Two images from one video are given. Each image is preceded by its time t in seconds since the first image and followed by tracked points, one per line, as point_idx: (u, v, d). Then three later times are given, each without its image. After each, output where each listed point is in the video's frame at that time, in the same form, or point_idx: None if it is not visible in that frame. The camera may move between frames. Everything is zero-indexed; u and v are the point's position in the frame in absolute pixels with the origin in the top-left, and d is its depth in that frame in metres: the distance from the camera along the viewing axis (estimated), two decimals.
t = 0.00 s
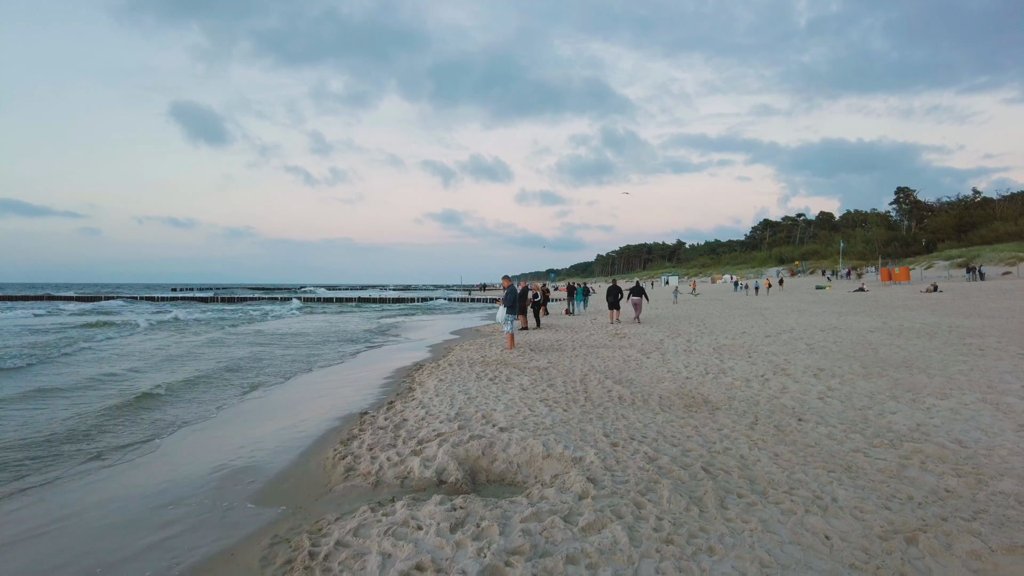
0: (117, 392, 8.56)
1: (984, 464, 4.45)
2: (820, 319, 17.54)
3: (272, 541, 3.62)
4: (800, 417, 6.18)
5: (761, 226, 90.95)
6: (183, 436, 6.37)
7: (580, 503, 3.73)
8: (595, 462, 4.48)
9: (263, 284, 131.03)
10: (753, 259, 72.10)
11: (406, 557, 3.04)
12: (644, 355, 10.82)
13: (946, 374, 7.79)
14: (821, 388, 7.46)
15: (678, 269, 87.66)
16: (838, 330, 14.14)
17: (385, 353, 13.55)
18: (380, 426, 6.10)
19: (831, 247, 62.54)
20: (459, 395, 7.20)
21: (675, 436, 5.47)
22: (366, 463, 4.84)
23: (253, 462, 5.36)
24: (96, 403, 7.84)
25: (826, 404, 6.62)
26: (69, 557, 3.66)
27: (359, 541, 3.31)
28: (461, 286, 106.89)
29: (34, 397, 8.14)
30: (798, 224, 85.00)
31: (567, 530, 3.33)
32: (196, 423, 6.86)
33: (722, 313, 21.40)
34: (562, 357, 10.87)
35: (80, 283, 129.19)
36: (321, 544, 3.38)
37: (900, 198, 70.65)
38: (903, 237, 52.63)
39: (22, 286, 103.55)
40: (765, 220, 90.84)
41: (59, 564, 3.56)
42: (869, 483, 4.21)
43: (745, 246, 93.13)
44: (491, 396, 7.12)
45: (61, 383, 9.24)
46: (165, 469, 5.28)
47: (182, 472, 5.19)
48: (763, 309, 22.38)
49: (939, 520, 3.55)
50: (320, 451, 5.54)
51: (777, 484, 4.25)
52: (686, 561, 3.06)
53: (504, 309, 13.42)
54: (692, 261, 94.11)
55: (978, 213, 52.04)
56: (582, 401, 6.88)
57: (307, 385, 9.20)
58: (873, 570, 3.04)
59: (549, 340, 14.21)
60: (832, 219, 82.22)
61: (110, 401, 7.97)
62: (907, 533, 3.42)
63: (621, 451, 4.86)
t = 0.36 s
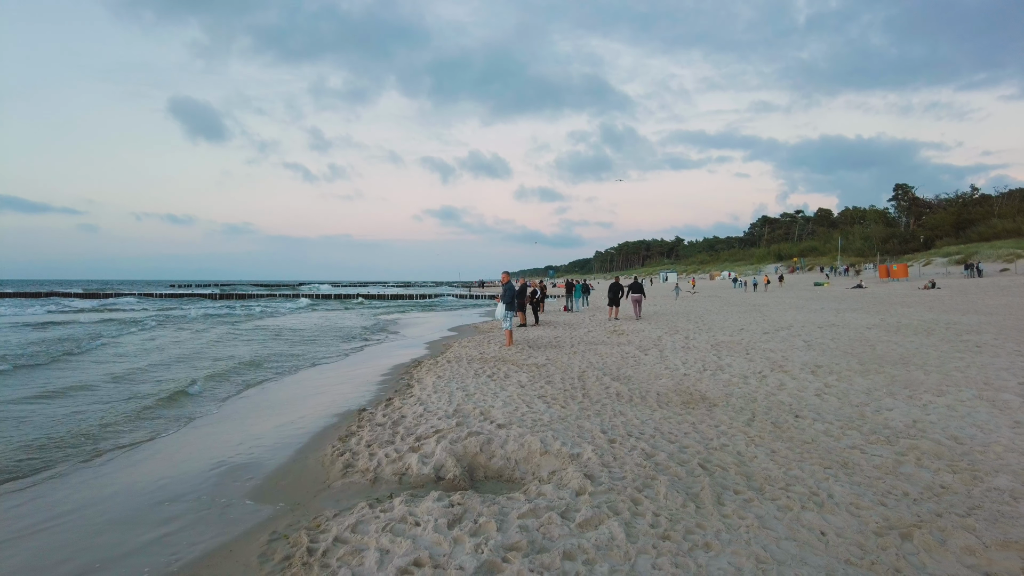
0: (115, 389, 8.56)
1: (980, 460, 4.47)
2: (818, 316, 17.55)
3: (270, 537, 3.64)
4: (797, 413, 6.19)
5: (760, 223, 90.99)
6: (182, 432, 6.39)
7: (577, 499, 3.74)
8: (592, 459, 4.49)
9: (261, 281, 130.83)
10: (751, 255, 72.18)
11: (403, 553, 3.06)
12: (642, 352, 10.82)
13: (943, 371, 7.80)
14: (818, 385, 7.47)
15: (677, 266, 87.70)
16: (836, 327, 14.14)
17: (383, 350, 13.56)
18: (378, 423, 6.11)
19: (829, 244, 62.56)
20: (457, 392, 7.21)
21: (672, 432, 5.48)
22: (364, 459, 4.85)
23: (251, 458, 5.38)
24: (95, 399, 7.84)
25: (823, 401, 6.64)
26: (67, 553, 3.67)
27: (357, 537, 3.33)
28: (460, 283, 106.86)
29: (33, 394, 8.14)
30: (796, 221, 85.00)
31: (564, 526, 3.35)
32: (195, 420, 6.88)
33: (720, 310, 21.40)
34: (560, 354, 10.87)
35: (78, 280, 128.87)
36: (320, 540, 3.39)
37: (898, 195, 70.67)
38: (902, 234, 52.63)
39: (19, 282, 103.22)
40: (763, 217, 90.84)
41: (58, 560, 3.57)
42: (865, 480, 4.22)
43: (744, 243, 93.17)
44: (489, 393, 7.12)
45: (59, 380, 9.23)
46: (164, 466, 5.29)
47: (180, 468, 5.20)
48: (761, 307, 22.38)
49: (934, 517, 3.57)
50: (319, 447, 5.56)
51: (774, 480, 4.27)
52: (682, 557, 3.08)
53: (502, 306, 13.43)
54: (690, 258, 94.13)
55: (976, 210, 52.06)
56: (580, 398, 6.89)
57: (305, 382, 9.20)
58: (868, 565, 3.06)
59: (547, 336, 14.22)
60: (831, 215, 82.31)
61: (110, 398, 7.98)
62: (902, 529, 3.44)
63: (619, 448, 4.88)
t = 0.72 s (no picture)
0: (114, 388, 8.56)
1: (975, 458, 4.49)
2: (816, 314, 17.58)
3: (268, 536, 3.65)
4: (794, 412, 6.21)
5: (758, 221, 91.11)
6: (181, 430, 6.40)
7: (574, 497, 3.77)
8: (589, 457, 4.51)
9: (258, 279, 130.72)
10: (749, 253, 72.16)
11: (401, 551, 3.07)
12: (639, 351, 10.84)
13: (939, 370, 7.82)
14: (815, 383, 7.50)
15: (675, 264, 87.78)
16: (833, 325, 14.16)
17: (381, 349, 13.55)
18: (376, 421, 6.12)
19: (827, 242, 62.63)
20: (455, 391, 7.22)
21: (669, 431, 5.50)
22: (362, 458, 4.87)
23: (249, 457, 5.39)
24: (94, 398, 7.85)
25: (820, 399, 6.67)
26: (66, 552, 3.67)
27: (354, 536, 3.34)
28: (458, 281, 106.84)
29: (31, 393, 8.15)
30: (794, 219, 85.05)
31: (560, 525, 3.36)
32: (193, 419, 6.88)
33: (718, 308, 21.44)
34: (557, 352, 10.87)
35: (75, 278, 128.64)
36: (317, 539, 3.41)
37: (895, 194, 70.77)
38: (899, 232, 52.70)
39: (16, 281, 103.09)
40: (761, 215, 90.83)
41: (56, 560, 3.58)
42: (861, 477, 4.25)
43: (742, 241, 93.26)
44: (486, 392, 7.13)
45: (58, 378, 9.24)
46: (162, 465, 5.30)
47: (178, 468, 5.21)
48: (759, 305, 22.41)
49: (928, 514, 3.59)
50: (317, 446, 5.57)
51: (770, 478, 4.29)
52: (677, 555, 3.09)
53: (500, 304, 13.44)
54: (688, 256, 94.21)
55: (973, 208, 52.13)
56: (578, 397, 6.91)
57: (303, 381, 9.22)
58: (862, 563, 3.08)
59: (546, 335, 14.24)
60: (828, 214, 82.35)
61: (108, 396, 7.99)
62: (897, 526, 3.46)
63: (615, 446, 4.90)
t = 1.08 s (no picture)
0: (112, 387, 8.56)
1: (971, 457, 4.51)
2: (813, 313, 17.60)
3: (266, 535, 3.66)
4: (791, 411, 6.22)
5: (756, 220, 91.18)
6: (180, 429, 6.41)
7: (571, 495, 3.79)
8: (586, 456, 4.52)
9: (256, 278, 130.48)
10: (747, 252, 72.23)
11: (398, 550, 3.08)
12: (637, 350, 10.85)
13: (935, 369, 7.85)
14: (812, 382, 7.51)
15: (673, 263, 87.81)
16: (831, 324, 14.17)
17: (380, 348, 13.57)
18: (374, 420, 6.13)
19: (825, 241, 62.68)
20: (452, 390, 7.22)
21: (666, 430, 5.51)
22: (360, 457, 4.88)
23: (248, 456, 5.40)
24: (92, 397, 7.85)
25: (817, 398, 6.68)
26: (64, 551, 3.68)
27: (352, 535, 3.35)
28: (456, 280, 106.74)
29: (29, 392, 8.14)
30: (792, 218, 85.13)
31: (557, 523, 3.38)
32: (192, 418, 6.89)
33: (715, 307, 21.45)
34: (555, 352, 10.88)
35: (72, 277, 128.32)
36: (315, 538, 3.41)
37: (893, 193, 70.85)
38: (897, 232, 52.75)
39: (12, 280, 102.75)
40: (759, 214, 90.92)
41: (56, 558, 3.59)
42: (857, 476, 4.27)
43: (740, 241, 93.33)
44: (484, 391, 7.13)
45: (56, 377, 9.23)
46: (159, 464, 5.29)
47: (176, 467, 5.20)
48: (757, 304, 22.42)
49: (924, 513, 3.61)
50: (316, 445, 5.57)
51: (766, 477, 4.30)
52: (674, 554, 3.10)
53: (498, 303, 13.44)
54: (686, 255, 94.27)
55: (971, 208, 52.17)
56: (575, 396, 6.92)
57: (302, 380, 9.22)
58: (858, 561, 3.09)
59: (544, 334, 14.26)
60: (826, 213, 82.47)
61: (107, 395, 8.00)
62: (892, 525, 3.48)
63: (612, 445, 4.91)
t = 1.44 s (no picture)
0: (113, 386, 8.56)
1: (971, 456, 4.53)
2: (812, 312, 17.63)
3: (270, 533, 3.67)
4: (791, 410, 6.24)
5: (755, 220, 91.25)
6: (181, 428, 6.41)
7: (573, 494, 3.80)
8: (588, 454, 4.54)
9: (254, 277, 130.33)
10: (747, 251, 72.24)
11: (402, 548, 3.10)
12: (637, 349, 10.87)
13: (934, 368, 7.88)
14: (812, 381, 7.52)
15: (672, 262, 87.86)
16: (830, 323, 14.20)
17: (380, 347, 13.57)
18: (375, 419, 6.14)
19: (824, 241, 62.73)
20: (453, 389, 7.24)
21: (666, 428, 5.53)
22: (362, 455, 4.89)
23: (250, 454, 5.42)
24: (93, 396, 7.85)
25: (817, 397, 6.70)
26: (68, 549, 3.70)
27: (355, 532, 3.36)
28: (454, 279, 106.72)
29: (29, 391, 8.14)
30: (791, 217, 85.18)
31: (559, 521, 3.39)
32: (193, 417, 6.90)
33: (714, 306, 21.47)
34: (555, 350, 10.90)
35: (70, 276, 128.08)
36: (318, 536, 3.43)
37: (892, 193, 70.90)
38: (895, 232, 52.79)
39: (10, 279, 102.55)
40: (758, 213, 90.90)
41: (59, 556, 3.61)
42: (857, 475, 4.29)
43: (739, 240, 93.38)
44: (485, 390, 7.14)
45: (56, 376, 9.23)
46: (162, 462, 5.31)
47: (178, 465, 5.22)
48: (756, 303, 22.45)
49: (924, 511, 3.63)
50: (319, 443, 5.59)
51: (767, 476, 4.32)
52: (675, 552, 3.12)
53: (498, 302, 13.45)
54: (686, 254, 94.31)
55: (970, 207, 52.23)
56: (576, 395, 6.94)
57: (303, 379, 9.23)
58: (858, 559, 3.11)
59: (543, 333, 14.27)
60: (825, 212, 82.54)
61: (108, 394, 8.00)
62: (892, 523, 3.50)
63: (614, 444, 4.93)
